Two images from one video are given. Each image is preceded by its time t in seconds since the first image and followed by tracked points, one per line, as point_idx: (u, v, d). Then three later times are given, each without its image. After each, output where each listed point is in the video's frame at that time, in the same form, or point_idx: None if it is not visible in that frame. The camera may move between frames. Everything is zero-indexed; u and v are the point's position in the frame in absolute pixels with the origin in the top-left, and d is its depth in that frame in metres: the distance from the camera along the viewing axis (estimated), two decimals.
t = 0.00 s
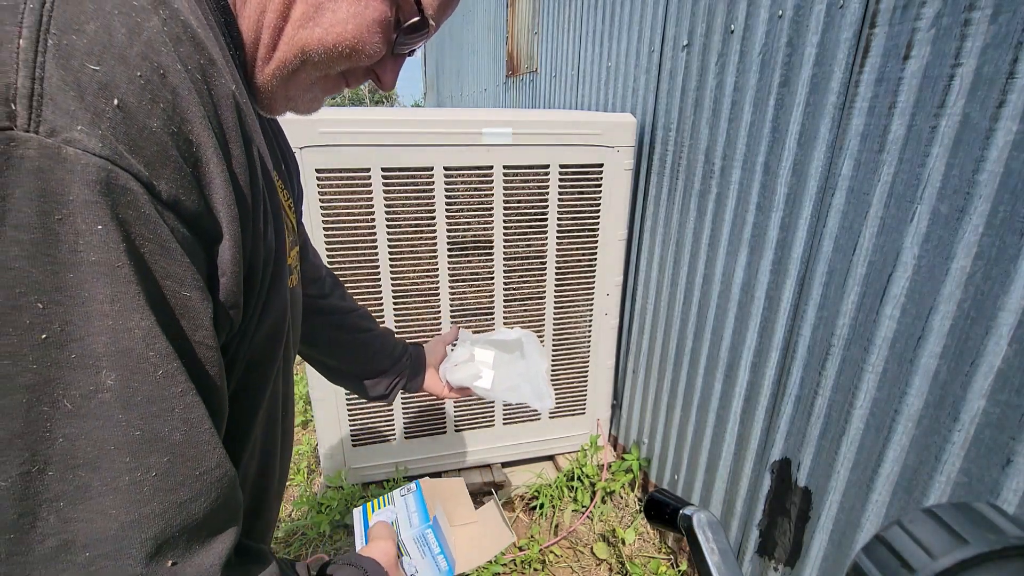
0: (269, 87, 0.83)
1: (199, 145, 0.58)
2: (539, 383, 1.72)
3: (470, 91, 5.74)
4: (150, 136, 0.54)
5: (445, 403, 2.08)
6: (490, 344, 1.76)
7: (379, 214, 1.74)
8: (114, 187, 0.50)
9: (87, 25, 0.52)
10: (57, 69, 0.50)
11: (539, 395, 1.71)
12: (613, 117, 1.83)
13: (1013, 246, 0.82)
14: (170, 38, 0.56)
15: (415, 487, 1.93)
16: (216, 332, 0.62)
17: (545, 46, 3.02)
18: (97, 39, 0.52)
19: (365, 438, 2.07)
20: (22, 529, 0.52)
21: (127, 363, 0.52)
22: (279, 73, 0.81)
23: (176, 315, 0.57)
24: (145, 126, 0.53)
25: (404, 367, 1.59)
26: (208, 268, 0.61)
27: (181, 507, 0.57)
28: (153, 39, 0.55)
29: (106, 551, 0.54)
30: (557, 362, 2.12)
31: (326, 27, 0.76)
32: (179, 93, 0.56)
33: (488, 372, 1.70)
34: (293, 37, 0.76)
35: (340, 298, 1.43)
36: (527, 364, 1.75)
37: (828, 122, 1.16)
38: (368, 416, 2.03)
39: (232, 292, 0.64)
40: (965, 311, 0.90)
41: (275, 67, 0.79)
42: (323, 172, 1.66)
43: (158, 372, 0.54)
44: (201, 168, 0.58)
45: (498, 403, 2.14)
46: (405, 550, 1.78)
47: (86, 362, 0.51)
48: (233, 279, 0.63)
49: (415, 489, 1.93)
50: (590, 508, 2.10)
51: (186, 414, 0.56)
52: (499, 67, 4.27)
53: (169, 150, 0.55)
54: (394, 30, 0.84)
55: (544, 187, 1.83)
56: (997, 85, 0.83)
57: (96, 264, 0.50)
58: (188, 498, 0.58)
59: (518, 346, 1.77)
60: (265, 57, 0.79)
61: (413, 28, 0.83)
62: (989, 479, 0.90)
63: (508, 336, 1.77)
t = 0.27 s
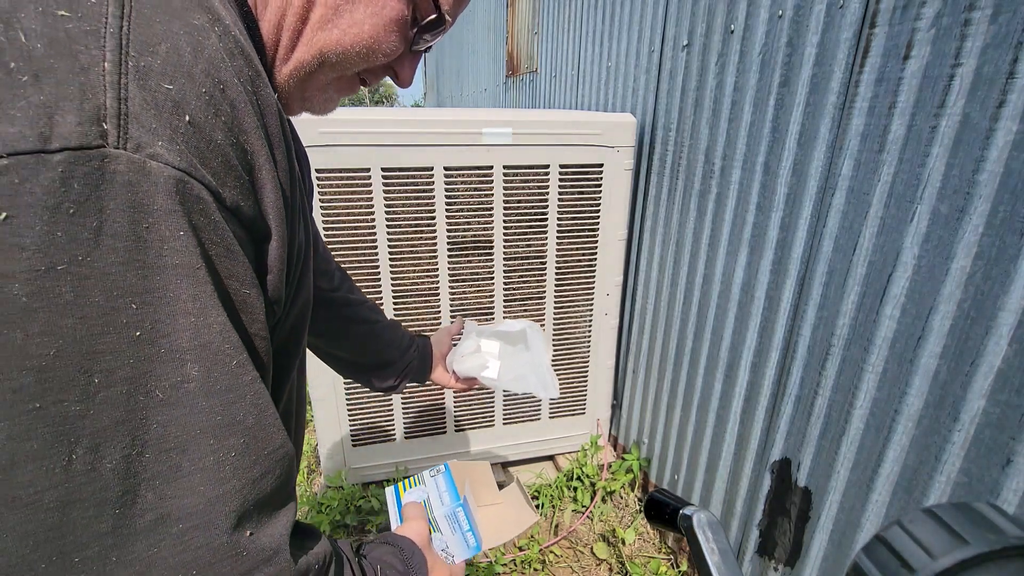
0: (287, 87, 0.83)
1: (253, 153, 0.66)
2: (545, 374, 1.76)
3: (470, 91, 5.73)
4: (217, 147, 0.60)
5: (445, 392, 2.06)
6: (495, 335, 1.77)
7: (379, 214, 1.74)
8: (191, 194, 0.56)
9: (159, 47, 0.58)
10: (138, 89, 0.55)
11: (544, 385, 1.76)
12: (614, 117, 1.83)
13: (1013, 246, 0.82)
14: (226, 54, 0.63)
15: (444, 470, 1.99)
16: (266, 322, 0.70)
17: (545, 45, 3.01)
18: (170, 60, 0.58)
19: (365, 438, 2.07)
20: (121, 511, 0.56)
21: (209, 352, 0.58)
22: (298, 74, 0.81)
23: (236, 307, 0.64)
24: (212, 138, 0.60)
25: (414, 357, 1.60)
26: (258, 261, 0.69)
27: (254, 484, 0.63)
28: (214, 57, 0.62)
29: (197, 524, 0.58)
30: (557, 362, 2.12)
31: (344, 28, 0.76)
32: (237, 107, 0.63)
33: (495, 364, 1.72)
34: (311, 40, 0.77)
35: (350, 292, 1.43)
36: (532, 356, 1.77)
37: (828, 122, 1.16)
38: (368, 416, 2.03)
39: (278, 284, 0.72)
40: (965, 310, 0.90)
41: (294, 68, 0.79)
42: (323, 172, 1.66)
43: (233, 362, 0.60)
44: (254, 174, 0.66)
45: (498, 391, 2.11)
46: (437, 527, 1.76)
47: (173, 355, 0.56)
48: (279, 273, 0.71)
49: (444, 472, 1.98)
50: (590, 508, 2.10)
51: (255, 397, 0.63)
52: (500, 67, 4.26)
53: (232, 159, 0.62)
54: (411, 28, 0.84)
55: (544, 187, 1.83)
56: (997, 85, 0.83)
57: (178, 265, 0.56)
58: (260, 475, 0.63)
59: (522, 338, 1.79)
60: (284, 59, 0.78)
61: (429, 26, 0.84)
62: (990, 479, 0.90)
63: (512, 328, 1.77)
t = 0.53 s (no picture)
0: (299, 94, 0.83)
1: (271, 159, 0.67)
2: (545, 365, 1.73)
3: (470, 91, 5.74)
4: (239, 154, 0.62)
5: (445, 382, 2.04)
6: (498, 327, 1.74)
7: (379, 214, 1.74)
8: (216, 200, 0.58)
9: (187, 62, 0.59)
10: (170, 103, 0.56)
11: (545, 377, 1.72)
12: (614, 117, 1.83)
13: (1013, 246, 0.82)
14: (245, 67, 0.64)
15: (454, 449, 1.97)
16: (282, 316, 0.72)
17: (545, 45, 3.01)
18: (197, 74, 0.59)
19: (365, 438, 2.07)
20: (162, 488, 0.58)
21: (238, 344, 0.60)
22: (310, 82, 0.81)
23: (256, 305, 0.65)
24: (235, 146, 0.61)
25: (416, 351, 1.60)
26: (273, 260, 0.71)
27: (279, 463, 0.66)
28: (235, 70, 0.63)
29: (231, 499, 0.61)
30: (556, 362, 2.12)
31: (357, 38, 0.77)
32: (255, 116, 0.65)
33: (496, 355, 1.70)
34: (325, 49, 0.77)
35: (355, 287, 1.43)
36: (533, 348, 1.74)
37: (828, 122, 1.16)
38: (368, 416, 2.03)
39: (291, 281, 0.74)
40: (965, 311, 0.90)
41: (307, 76, 0.80)
42: (323, 172, 1.66)
43: (258, 351, 0.63)
44: (271, 179, 0.68)
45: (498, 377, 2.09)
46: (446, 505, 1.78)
47: (206, 347, 0.58)
48: (292, 271, 0.73)
49: (454, 451, 1.96)
50: (590, 508, 2.10)
51: (277, 384, 0.65)
52: (500, 68, 4.26)
53: (252, 165, 0.64)
54: (416, 32, 0.86)
55: (544, 187, 1.83)
56: (997, 85, 0.83)
57: (209, 266, 0.58)
58: (283, 455, 0.66)
59: (524, 331, 1.76)
60: (297, 67, 0.78)
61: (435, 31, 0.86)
62: (989, 479, 0.90)
63: (515, 321, 1.75)
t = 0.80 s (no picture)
0: (286, 93, 0.84)
1: (251, 158, 0.67)
2: (546, 358, 1.69)
3: (470, 91, 5.74)
4: (217, 152, 0.61)
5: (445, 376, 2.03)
6: (496, 320, 1.71)
7: (379, 214, 1.74)
8: (194, 197, 0.58)
9: (164, 62, 0.58)
10: (147, 102, 0.57)
11: (546, 369, 1.69)
12: (614, 117, 1.83)
13: (1013, 246, 0.82)
14: (224, 66, 0.63)
15: (450, 443, 2.05)
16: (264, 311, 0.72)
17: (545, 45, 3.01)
18: (174, 74, 0.59)
19: (365, 438, 2.07)
20: (144, 480, 0.58)
21: (217, 338, 0.60)
22: (297, 81, 0.82)
23: (237, 300, 0.65)
24: (213, 144, 0.61)
25: (416, 345, 1.59)
26: (254, 256, 0.71)
27: (261, 456, 0.65)
28: (212, 69, 0.62)
29: (213, 491, 0.61)
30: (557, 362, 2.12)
31: (342, 34, 0.77)
32: (235, 114, 0.64)
33: (494, 349, 1.69)
34: (309, 46, 0.77)
35: (351, 282, 1.43)
36: (533, 340, 1.70)
37: (828, 122, 1.16)
38: (368, 416, 2.03)
39: (274, 277, 0.74)
40: (965, 310, 0.90)
41: (293, 75, 0.80)
42: (323, 173, 1.66)
43: (239, 344, 0.62)
44: (251, 176, 0.68)
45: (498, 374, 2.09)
46: (443, 496, 1.87)
47: (184, 342, 0.58)
48: (275, 267, 0.73)
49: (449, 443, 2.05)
50: (590, 508, 2.10)
51: (259, 378, 0.65)
52: (500, 67, 4.26)
53: (231, 163, 0.63)
54: (405, 28, 0.84)
55: (544, 187, 1.83)
56: (997, 85, 0.83)
57: (188, 261, 0.57)
58: (266, 448, 0.66)
59: (523, 323, 1.71)
60: (283, 66, 0.79)
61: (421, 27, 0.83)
62: (990, 479, 0.90)
63: (513, 312, 1.70)
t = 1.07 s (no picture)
0: (274, 89, 0.85)
1: (227, 154, 0.66)
2: (544, 353, 1.70)
3: (470, 91, 5.74)
4: (191, 150, 0.61)
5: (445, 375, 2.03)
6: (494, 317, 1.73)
7: (379, 214, 1.74)
8: (165, 194, 0.58)
9: (133, 58, 0.58)
10: (115, 99, 0.56)
11: (543, 364, 1.69)
12: (614, 117, 1.83)
13: (1013, 246, 0.82)
14: (197, 63, 0.64)
15: (448, 439, 1.98)
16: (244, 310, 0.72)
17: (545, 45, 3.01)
18: (144, 71, 0.59)
19: (365, 438, 2.07)
20: (117, 479, 0.58)
21: (192, 337, 0.60)
22: (283, 77, 0.82)
23: (213, 298, 0.65)
24: (186, 141, 0.61)
25: (412, 342, 1.59)
26: (234, 256, 0.71)
27: (239, 456, 0.65)
28: (185, 66, 0.62)
29: (188, 491, 0.61)
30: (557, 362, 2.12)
31: (324, 30, 0.77)
32: (209, 111, 0.64)
33: (491, 344, 1.69)
34: (293, 42, 0.78)
35: (346, 280, 1.44)
36: (530, 336, 1.71)
37: (828, 122, 1.16)
38: (368, 416, 2.03)
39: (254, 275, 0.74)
40: (965, 311, 0.90)
41: (279, 70, 0.81)
42: (323, 172, 1.66)
43: (214, 343, 0.62)
44: (228, 174, 0.67)
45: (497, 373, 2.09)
46: (440, 492, 1.77)
47: (158, 340, 0.58)
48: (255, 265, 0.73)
49: (448, 441, 1.97)
50: (590, 508, 2.10)
51: (237, 376, 0.65)
52: (500, 67, 4.26)
53: (206, 160, 0.63)
54: (389, 23, 0.83)
55: (544, 187, 1.83)
56: (997, 85, 0.83)
57: (159, 259, 0.57)
58: (244, 447, 0.66)
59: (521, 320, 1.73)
60: (269, 62, 0.80)
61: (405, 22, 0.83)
62: (990, 479, 0.90)
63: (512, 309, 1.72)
